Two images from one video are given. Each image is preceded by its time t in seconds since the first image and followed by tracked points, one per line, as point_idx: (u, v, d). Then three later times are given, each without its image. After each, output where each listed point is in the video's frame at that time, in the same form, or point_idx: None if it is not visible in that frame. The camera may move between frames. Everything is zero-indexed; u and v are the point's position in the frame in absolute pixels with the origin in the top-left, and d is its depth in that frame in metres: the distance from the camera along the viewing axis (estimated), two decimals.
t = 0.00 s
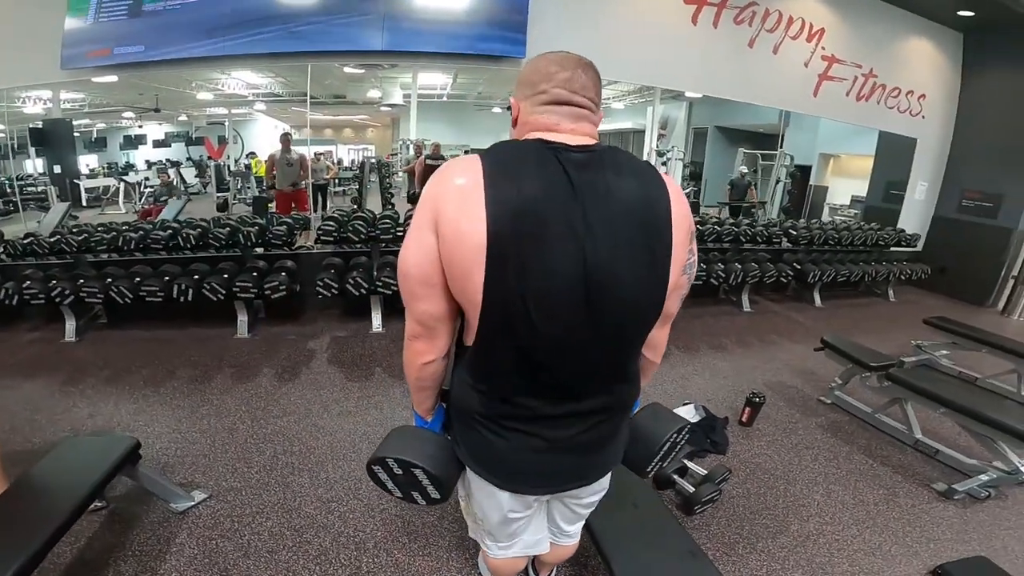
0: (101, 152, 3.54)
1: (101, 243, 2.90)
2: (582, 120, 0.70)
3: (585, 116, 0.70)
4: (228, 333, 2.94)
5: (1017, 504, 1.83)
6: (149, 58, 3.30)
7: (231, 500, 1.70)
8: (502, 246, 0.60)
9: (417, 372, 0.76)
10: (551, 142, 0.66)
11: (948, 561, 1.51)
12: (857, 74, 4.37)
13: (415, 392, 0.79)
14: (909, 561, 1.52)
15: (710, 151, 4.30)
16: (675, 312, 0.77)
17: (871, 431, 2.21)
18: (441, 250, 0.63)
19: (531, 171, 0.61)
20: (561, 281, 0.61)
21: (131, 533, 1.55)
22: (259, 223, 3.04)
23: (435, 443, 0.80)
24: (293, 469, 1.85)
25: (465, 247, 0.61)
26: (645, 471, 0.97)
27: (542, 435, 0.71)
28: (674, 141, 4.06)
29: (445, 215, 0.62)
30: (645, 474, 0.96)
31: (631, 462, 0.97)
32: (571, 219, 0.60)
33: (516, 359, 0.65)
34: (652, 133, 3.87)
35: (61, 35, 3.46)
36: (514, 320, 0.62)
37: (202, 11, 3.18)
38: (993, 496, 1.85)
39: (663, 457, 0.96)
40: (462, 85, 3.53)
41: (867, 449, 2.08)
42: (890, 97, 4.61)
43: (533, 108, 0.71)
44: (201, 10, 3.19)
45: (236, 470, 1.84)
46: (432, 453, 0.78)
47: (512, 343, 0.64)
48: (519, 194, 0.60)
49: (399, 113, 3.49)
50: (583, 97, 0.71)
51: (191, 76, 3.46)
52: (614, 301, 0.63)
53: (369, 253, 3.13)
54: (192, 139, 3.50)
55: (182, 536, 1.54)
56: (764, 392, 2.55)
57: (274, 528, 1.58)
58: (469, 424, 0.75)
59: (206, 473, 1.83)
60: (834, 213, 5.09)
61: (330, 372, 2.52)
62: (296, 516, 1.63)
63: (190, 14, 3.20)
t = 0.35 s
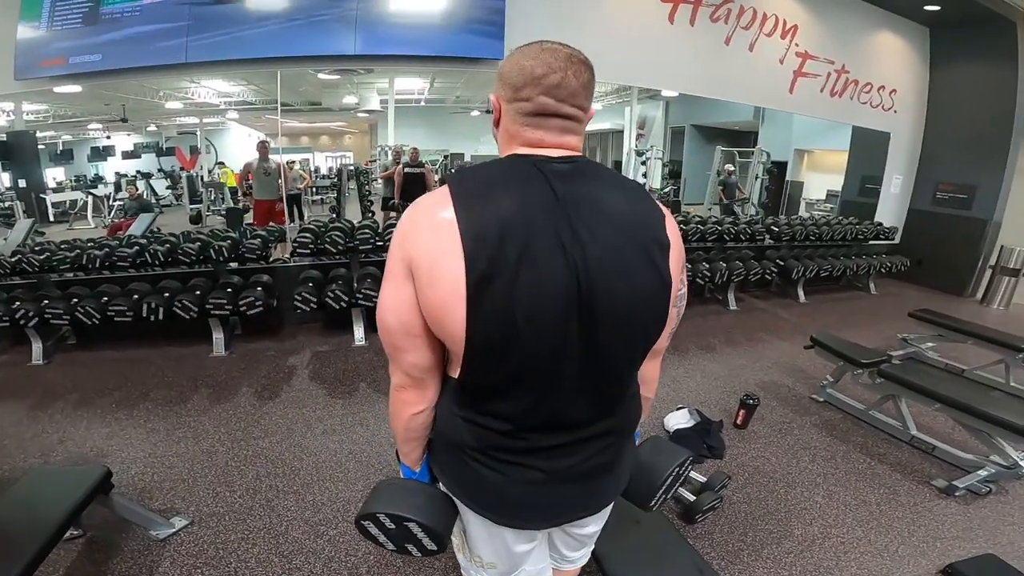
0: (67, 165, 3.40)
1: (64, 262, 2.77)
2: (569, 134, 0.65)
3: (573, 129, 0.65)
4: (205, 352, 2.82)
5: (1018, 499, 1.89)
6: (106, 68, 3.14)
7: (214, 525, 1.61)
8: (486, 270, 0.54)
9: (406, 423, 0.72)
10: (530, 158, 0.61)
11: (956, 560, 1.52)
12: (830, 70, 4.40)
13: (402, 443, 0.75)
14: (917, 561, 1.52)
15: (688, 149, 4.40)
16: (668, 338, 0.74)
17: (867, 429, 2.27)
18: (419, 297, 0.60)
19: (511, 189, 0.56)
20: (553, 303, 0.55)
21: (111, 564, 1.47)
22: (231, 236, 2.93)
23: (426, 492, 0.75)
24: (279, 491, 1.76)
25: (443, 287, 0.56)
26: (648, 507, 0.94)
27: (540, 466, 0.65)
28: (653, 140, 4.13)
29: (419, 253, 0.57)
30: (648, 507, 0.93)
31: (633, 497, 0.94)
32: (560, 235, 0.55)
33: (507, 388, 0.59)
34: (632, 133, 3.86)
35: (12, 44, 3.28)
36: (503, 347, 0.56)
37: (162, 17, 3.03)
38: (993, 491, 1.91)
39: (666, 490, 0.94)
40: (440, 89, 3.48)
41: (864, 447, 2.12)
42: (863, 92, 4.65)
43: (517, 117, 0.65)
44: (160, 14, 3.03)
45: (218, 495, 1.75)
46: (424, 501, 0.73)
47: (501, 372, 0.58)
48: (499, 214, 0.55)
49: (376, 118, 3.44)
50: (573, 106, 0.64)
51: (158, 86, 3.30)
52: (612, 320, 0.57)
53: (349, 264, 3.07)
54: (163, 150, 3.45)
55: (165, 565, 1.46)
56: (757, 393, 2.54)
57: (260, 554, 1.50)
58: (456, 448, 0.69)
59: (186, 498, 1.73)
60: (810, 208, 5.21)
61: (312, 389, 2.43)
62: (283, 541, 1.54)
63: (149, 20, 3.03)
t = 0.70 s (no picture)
0: (34, 169, 3.26)
1: (27, 273, 2.64)
2: (587, 148, 0.62)
3: (590, 142, 0.62)
4: (180, 366, 2.72)
5: (1006, 504, 1.93)
6: (78, 71, 2.99)
7: (194, 549, 1.53)
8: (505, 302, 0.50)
9: (404, 458, 0.68)
10: (543, 179, 0.58)
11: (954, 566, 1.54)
12: (810, 79, 4.48)
13: (401, 476, 0.71)
14: (916, 568, 1.54)
15: (668, 158, 4.38)
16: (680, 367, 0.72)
17: (855, 437, 2.29)
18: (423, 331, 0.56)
19: (527, 214, 0.53)
20: (576, 334, 0.51)
21: None
22: (206, 246, 2.83)
23: (431, 524, 0.70)
24: (262, 512, 1.68)
25: (452, 325, 0.52)
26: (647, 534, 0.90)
27: (555, 501, 0.61)
28: (634, 148, 4.02)
29: (422, 289, 0.54)
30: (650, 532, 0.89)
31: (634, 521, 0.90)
32: (582, 263, 0.52)
33: (522, 424, 0.56)
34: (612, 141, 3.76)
35: None
36: (520, 380, 0.52)
37: (138, 21, 2.91)
38: (982, 497, 1.94)
39: (669, 516, 0.90)
40: (422, 96, 3.44)
41: (854, 456, 2.14)
42: (840, 102, 4.75)
43: (528, 129, 0.61)
44: (134, 16, 2.91)
45: (198, 517, 1.66)
46: (430, 533, 0.69)
47: (518, 407, 0.55)
48: (515, 242, 0.51)
49: (357, 125, 3.36)
50: (589, 117, 0.61)
51: (130, 89, 3.20)
52: (635, 351, 0.54)
53: (330, 276, 3.00)
54: (135, 154, 3.25)
55: None
56: (745, 404, 2.54)
57: None
58: (467, 485, 0.64)
59: (164, 521, 1.64)
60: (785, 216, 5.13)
61: (293, 406, 2.34)
62: (269, 566, 1.46)
63: (124, 23, 2.92)
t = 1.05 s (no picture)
0: (17, 173, 3.07)
1: (6, 283, 2.59)
2: (606, 154, 0.59)
3: (608, 148, 0.60)
4: (164, 380, 2.65)
5: (1002, 514, 1.93)
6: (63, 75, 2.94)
7: (182, 570, 1.48)
8: (523, 324, 0.47)
9: (389, 462, 0.64)
10: (572, 183, 0.54)
11: None
12: (801, 88, 4.53)
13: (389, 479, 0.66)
14: None
15: (659, 165, 4.44)
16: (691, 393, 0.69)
17: (850, 448, 2.30)
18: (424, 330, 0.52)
19: (558, 225, 0.50)
20: (597, 364, 0.49)
21: None
22: (193, 257, 2.77)
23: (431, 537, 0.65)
24: (252, 531, 1.63)
25: (462, 333, 0.48)
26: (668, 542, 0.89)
27: (560, 540, 0.59)
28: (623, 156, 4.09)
29: (430, 285, 0.49)
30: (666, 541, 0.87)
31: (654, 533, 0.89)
32: (609, 288, 0.49)
33: (532, 454, 0.53)
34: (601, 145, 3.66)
35: None
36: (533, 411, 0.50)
37: (124, 24, 2.85)
38: (978, 507, 1.94)
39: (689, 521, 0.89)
40: (413, 103, 3.45)
41: (850, 468, 2.14)
42: (829, 110, 4.80)
43: (540, 139, 0.59)
44: (119, 18, 2.85)
45: (185, 536, 1.61)
46: (425, 547, 0.64)
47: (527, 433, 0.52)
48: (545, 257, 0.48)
49: (347, 130, 3.29)
50: (603, 127, 0.60)
51: (117, 92, 3.19)
52: (656, 384, 0.52)
53: (320, 288, 2.95)
54: (120, 159, 3.18)
55: None
56: (741, 416, 2.53)
57: None
58: (478, 532, 0.61)
59: (151, 540, 1.59)
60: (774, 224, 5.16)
61: (282, 421, 2.29)
62: None
63: (109, 23, 2.85)
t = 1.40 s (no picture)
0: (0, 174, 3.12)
1: None
2: (579, 164, 0.59)
3: (581, 157, 0.60)
4: (146, 385, 2.60)
5: (986, 517, 1.95)
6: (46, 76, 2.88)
7: None
8: (493, 358, 0.47)
9: (376, 490, 0.64)
10: (542, 206, 0.54)
11: None
12: (789, 93, 4.57)
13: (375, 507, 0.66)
14: None
15: (648, 169, 4.47)
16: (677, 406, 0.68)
17: (837, 452, 2.31)
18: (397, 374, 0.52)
19: (529, 252, 0.49)
20: (571, 393, 0.48)
21: None
22: (176, 261, 2.75)
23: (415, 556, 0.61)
24: (235, 538, 1.60)
25: (431, 371, 0.48)
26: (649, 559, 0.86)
27: (540, 553, 0.57)
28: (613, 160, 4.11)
29: (398, 329, 0.49)
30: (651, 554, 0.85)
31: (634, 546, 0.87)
32: (583, 315, 0.48)
33: (510, 480, 0.52)
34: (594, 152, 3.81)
35: None
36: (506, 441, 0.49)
37: (110, 23, 2.79)
38: (964, 510, 1.96)
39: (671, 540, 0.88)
40: (404, 105, 3.42)
41: (836, 472, 2.15)
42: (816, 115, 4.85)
43: (516, 149, 0.59)
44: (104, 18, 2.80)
45: (166, 544, 1.57)
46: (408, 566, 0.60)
47: (502, 462, 0.51)
48: (514, 287, 0.47)
49: (337, 132, 3.26)
50: (576, 133, 0.60)
51: (104, 93, 3.15)
52: (633, 409, 0.51)
53: (307, 292, 2.92)
54: (106, 159, 3.25)
55: None
56: (729, 420, 2.54)
57: None
58: (455, 545, 0.59)
59: (131, 546, 1.56)
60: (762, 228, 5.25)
61: (267, 426, 2.26)
62: None
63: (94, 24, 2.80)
